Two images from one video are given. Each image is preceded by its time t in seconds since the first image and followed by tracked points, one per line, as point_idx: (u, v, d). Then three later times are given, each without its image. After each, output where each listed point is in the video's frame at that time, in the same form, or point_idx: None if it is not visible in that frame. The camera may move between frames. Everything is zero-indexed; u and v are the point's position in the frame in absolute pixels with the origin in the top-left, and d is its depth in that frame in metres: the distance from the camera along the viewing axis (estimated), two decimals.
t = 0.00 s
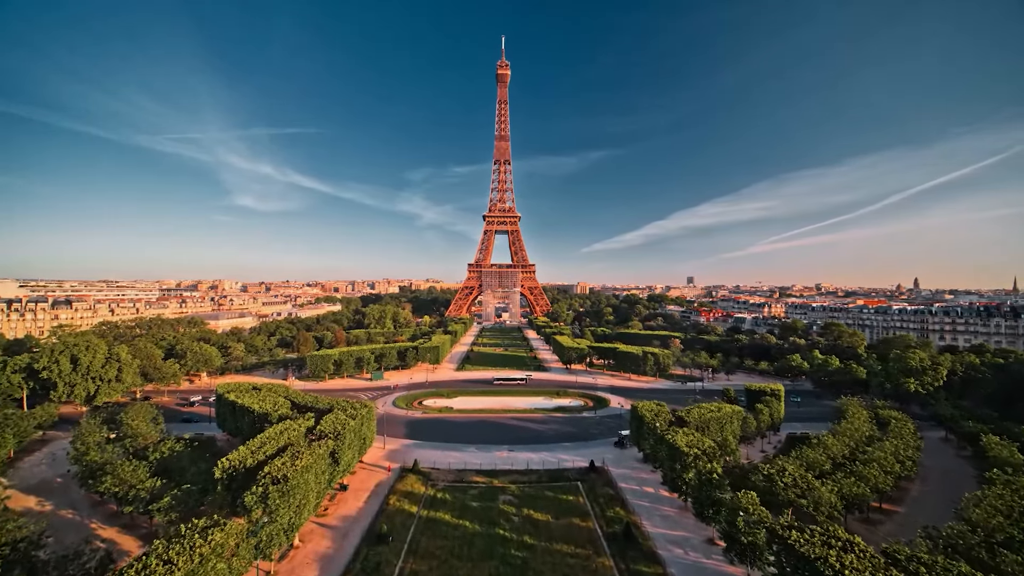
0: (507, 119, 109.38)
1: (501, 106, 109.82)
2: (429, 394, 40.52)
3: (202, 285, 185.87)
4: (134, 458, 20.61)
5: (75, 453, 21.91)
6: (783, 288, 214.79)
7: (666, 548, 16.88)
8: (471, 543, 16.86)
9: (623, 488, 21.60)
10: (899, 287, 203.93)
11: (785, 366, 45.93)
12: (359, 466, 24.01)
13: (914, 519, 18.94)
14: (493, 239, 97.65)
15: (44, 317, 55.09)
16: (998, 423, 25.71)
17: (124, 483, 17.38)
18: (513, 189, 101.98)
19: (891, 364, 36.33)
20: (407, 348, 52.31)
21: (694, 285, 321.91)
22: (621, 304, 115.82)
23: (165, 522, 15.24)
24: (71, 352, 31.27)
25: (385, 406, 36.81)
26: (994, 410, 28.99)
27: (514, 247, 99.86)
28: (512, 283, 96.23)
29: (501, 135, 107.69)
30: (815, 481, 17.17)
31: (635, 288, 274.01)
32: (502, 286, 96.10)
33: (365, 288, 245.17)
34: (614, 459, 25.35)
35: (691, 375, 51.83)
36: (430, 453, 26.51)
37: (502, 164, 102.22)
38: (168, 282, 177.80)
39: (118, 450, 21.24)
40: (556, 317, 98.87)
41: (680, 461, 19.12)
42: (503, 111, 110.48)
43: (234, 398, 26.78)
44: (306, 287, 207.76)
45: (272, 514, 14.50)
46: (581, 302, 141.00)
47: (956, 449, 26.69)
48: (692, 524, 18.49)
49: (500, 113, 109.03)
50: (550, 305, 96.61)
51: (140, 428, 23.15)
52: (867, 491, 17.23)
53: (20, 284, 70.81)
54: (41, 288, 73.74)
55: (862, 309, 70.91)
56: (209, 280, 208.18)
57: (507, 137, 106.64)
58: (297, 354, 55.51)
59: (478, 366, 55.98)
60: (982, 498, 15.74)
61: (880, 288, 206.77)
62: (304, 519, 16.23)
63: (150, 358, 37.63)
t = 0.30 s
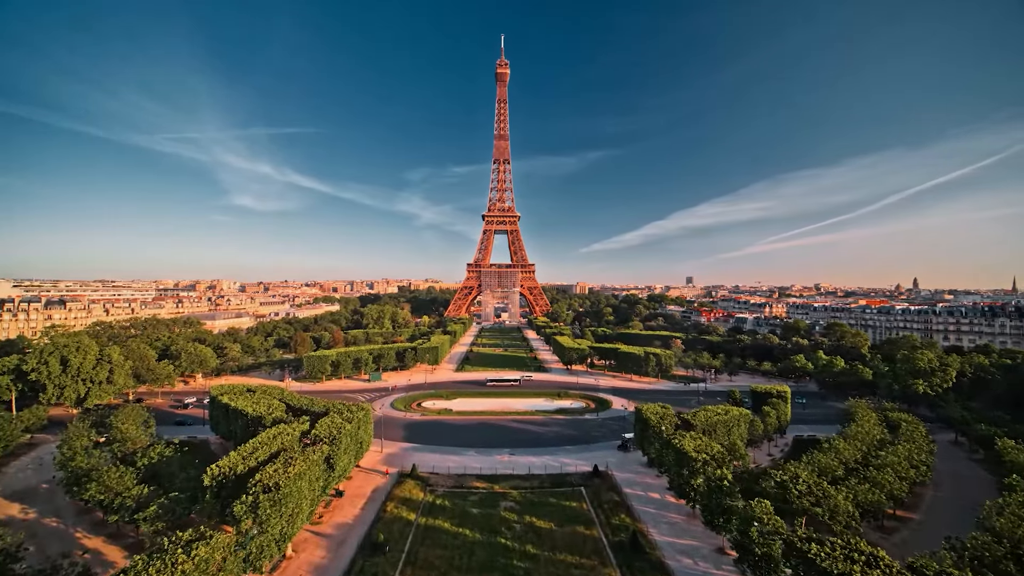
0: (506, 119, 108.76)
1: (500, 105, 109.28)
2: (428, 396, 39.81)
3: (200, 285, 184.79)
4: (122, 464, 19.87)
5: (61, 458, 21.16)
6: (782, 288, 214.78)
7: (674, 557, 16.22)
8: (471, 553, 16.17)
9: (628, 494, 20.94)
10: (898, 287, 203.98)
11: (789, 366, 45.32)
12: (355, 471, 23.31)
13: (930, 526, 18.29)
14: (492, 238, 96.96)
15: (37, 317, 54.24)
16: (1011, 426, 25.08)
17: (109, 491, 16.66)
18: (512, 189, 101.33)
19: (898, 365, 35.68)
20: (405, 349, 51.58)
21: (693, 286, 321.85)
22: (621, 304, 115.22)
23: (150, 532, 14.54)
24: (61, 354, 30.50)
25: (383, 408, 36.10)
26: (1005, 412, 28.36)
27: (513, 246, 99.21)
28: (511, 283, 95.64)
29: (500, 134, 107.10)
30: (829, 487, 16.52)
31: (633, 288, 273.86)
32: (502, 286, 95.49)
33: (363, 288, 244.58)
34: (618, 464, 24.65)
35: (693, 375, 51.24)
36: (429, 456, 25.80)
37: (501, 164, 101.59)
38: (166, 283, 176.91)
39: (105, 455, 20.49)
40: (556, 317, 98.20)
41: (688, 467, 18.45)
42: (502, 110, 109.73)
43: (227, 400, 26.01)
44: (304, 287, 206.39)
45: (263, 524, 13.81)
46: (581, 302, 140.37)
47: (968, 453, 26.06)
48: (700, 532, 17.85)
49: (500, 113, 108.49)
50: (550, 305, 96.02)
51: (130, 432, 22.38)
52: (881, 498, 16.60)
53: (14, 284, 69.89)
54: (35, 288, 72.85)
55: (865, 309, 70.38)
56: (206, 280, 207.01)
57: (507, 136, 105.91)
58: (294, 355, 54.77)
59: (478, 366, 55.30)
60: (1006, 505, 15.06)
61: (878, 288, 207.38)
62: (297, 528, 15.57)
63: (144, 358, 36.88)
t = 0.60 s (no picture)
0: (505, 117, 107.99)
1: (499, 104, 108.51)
2: (426, 397, 38.99)
3: (198, 285, 183.57)
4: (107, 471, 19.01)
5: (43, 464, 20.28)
6: (781, 288, 214.99)
7: (684, 569, 15.48)
8: (471, 565, 15.37)
9: (633, 501, 20.19)
10: (898, 287, 203.64)
11: (794, 367, 44.59)
12: (351, 477, 22.52)
13: (950, 536, 17.53)
14: (492, 238, 96.17)
15: (28, 317, 53.28)
16: None
17: (90, 501, 15.80)
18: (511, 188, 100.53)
19: (906, 366, 34.95)
20: (403, 350, 50.73)
21: (693, 286, 321.51)
22: (620, 304, 114.46)
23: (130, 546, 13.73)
24: (48, 355, 29.63)
25: (380, 410, 35.26)
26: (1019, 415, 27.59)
27: (513, 246, 98.43)
28: (511, 283, 94.89)
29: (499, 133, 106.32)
30: (846, 496, 15.76)
31: (633, 288, 273.39)
32: (501, 286, 94.73)
33: (361, 288, 243.57)
34: (622, 469, 23.87)
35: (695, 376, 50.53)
36: (427, 461, 24.99)
37: (500, 163, 100.80)
38: (163, 283, 175.61)
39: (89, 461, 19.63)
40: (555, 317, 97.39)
41: (697, 473, 17.68)
42: (501, 109, 108.88)
43: (219, 403, 25.16)
44: (303, 286, 205.52)
45: (250, 537, 13.03)
46: (580, 301, 139.57)
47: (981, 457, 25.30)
48: (710, 542, 17.10)
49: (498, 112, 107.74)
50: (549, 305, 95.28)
51: (116, 437, 21.52)
52: (901, 506, 15.86)
53: (6, 284, 68.84)
54: (27, 288, 71.82)
55: (868, 309, 69.67)
56: (204, 280, 205.90)
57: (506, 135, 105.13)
58: (290, 355, 53.91)
59: (477, 367, 54.48)
60: None
61: (877, 288, 207.23)
62: (289, 540, 14.81)
63: (135, 360, 36.02)
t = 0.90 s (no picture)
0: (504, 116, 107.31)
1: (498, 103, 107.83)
2: (424, 399, 38.28)
3: (196, 285, 182.70)
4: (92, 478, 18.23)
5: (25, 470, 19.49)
6: (779, 288, 215.24)
7: None
8: None
9: (638, 508, 19.59)
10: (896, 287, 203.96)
11: (797, 368, 44.00)
12: (346, 483, 21.81)
13: (969, 543, 16.85)
14: (490, 238, 95.48)
15: (19, 318, 52.39)
16: None
17: (71, 510, 15.05)
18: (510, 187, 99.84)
19: (912, 367, 34.35)
20: (401, 350, 49.95)
21: (691, 286, 321.56)
22: (620, 304, 113.83)
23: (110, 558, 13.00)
24: (34, 357, 28.81)
25: (377, 413, 34.49)
26: None
27: (511, 246, 97.78)
28: (509, 283, 94.23)
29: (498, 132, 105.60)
30: (862, 503, 15.09)
31: (632, 288, 273.34)
32: (500, 286, 94.02)
33: (360, 288, 242.98)
34: (626, 474, 23.20)
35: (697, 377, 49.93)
36: (425, 466, 24.26)
37: (498, 162, 100.12)
38: (160, 283, 174.52)
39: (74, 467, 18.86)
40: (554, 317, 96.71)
41: (705, 480, 16.99)
42: (501, 108, 108.14)
43: (210, 406, 24.36)
44: (301, 287, 204.43)
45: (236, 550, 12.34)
46: (579, 301, 138.90)
47: (993, 460, 24.65)
48: (718, 550, 16.45)
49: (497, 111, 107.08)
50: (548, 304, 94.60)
51: (103, 442, 20.73)
52: (919, 513, 15.17)
53: None
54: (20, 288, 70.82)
55: (870, 310, 69.07)
56: (202, 280, 204.97)
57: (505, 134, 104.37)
58: (287, 356, 53.13)
59: (476, 368, 53.73)
60: None
61: (875, 288, 207.62)
62: (279, 551, 14.10)
63: (126, 361, 35.21)
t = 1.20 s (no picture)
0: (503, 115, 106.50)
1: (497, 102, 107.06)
2: (422, 401, 37.44)
3: (192, 285, 181.37)
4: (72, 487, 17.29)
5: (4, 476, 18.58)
6: (776, 288, 215.34)
7: None
8: None
9: (644, 516, 18.84)
10: (894, 287, 203.99)
11: (801, 369, 43.28)
12: (340, 490, 21.01)
13: (991, 554, 16.11)
14: (489, 237, 94.63)
15: (8, 318, 51.35)
16: None
17: (45, 523, 14.12)
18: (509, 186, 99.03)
19: (920, 369, 33.63)
20: (398, 352, 49.02)
21: (690, 286, 321.37)
22: (619, 304, 113.11)
23: None
24: (19, 359, 27.87)
25: (374, 416, 33.57)
26: None
27: (510, 246, 96.96)
28: (508, 283, 93.35)
29: (496, 131, 104.74)
30: (882, 513, 14.33)
31: (630, 288, 272.94)
32: (499, 286, 93.16)
33: (358, 288, 241.91)
34: (630, 481, 22.37)
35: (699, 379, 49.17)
36: (422, 472, 23.39)
37: (497, 161, 99.33)
38: (156, 283, 173.25)
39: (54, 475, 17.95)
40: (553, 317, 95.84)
41: (715, 488, 16.25)
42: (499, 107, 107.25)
43: (199, 410, 23.45)
44: (299, 287, 203.27)
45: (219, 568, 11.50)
46: (578, 301, 138.11)
47: (1008, 466, 23.91)
48: (730, 562, 15.70)
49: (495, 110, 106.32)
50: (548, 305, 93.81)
51: (85, 448, 19.76)
52: (942, 525, 14.41)
53: None
54: (11, 288, 69.73)
55: (872, 310, 68.43)
56: (199, 280, 203.62)
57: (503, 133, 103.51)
58: (282, 357, 52.18)
59: (474, 369, 52.83)
60: None
61: (874, 288, 207.54)
62: (267, 566, 13.27)
63: (115, 363, 34.24)
